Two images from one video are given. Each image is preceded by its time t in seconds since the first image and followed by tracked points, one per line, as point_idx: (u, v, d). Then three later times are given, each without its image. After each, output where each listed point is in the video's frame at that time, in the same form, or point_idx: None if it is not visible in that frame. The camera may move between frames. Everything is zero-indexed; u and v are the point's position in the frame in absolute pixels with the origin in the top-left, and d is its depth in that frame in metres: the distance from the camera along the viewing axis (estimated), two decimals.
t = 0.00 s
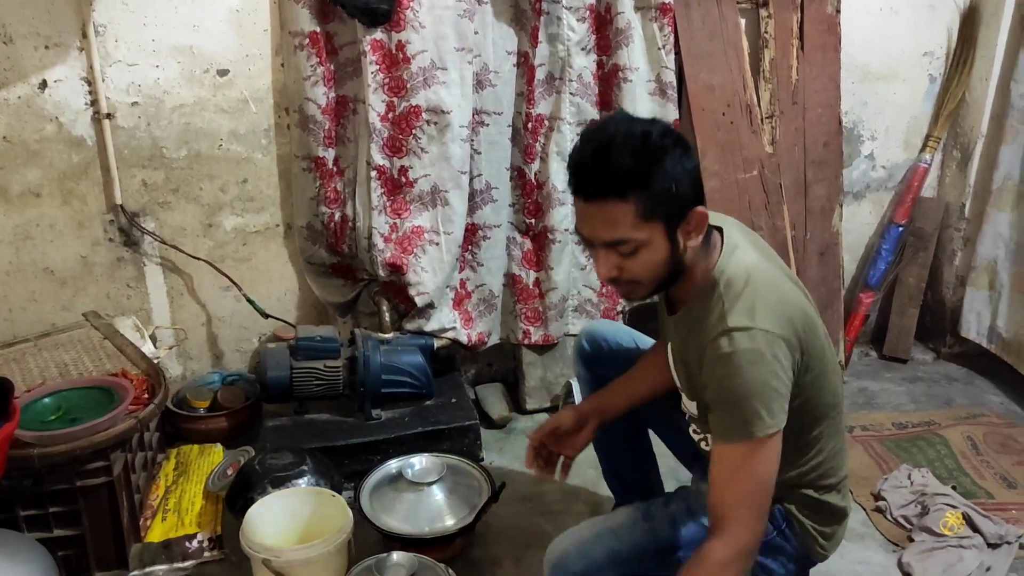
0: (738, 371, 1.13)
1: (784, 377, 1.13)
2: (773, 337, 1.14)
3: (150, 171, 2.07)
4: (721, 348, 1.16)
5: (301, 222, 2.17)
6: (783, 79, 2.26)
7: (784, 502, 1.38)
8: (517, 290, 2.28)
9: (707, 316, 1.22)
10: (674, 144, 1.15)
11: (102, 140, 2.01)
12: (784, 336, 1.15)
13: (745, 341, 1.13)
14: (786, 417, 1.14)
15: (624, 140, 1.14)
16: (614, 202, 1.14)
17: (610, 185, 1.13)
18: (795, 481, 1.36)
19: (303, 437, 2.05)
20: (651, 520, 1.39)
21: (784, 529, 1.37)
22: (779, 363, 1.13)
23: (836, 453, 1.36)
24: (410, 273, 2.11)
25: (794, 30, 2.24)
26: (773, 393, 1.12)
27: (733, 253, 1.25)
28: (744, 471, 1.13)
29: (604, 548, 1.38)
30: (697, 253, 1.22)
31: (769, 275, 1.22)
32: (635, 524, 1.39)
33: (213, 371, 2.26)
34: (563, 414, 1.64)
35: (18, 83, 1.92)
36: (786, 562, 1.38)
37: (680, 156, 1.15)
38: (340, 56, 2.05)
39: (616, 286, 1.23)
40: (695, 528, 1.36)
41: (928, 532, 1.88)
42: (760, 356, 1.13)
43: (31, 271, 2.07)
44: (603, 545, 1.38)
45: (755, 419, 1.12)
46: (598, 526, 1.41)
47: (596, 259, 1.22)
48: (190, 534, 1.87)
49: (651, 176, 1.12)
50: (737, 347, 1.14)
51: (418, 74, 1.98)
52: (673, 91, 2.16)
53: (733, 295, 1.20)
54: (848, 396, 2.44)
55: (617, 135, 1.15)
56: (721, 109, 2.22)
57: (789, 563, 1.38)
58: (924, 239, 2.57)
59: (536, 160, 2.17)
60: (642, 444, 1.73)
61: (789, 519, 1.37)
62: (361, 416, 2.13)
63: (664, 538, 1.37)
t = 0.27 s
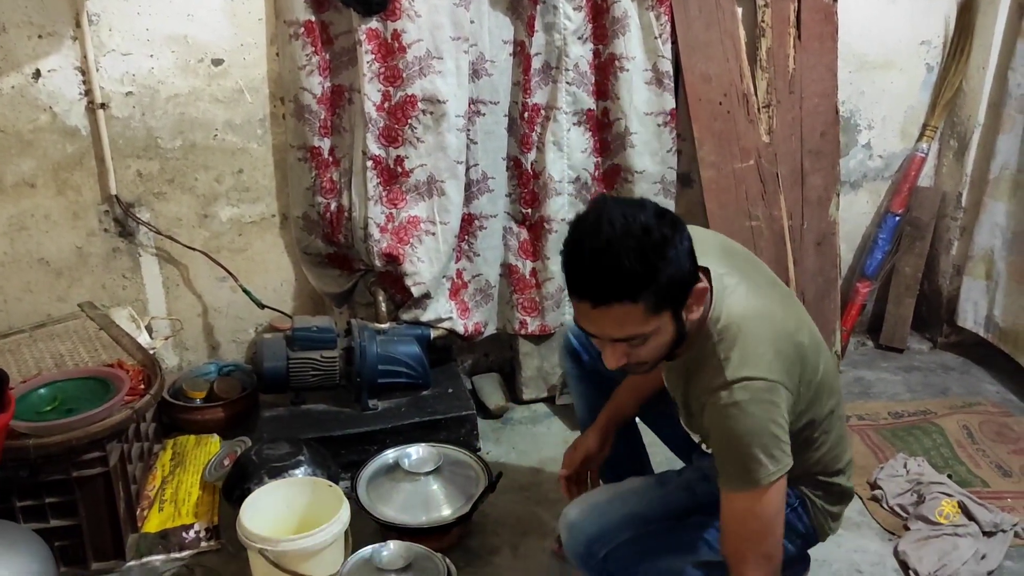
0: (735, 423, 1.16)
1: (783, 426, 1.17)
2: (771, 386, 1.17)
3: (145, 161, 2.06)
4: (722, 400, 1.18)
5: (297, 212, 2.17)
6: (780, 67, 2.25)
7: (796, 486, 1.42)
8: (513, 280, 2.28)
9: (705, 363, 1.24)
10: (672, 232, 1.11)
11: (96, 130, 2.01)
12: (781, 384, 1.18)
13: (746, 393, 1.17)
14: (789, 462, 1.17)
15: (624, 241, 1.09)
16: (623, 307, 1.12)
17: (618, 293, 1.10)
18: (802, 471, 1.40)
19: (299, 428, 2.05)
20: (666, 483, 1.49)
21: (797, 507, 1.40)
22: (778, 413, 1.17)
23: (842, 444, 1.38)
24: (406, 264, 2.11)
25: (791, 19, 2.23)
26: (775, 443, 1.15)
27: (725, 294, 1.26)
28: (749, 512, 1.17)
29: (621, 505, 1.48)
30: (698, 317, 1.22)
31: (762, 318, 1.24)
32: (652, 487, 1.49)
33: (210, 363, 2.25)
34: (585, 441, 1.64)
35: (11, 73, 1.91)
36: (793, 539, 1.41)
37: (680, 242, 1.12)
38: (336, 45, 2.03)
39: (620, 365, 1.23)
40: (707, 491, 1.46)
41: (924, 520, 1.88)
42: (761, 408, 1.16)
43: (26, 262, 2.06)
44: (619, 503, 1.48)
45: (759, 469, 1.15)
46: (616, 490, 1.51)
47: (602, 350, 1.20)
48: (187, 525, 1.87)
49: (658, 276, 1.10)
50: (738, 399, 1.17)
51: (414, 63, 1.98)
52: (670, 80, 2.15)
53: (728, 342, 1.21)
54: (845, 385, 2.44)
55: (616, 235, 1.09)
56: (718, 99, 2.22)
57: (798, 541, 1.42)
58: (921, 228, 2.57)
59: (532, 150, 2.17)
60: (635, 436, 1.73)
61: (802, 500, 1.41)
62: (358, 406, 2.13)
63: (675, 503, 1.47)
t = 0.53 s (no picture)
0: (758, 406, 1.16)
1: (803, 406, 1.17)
2: (786, 368, 1.18)
3: (141, 148, 2.06)
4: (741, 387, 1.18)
5: (294, 200, 2.16)
6: (778, 54, 2.25)
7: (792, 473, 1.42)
8: (511, 268, 2.28)
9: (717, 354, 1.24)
10: (687, 223, 1.12)
11: (92, 117, 2.00)
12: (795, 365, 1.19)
13: (764, 377, 1.17)
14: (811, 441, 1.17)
15: (642, 235, 1.09)
16: (643, 302, 1.11)
17: (638, 287, 1.10)
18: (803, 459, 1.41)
19: (297, 415, 2.04)
20: (667, 472, 1.46)
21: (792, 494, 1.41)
22: (796, 394, 1.17)
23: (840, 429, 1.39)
24: (404, 251, 2.11)
25: (790, 4, 2.22)
26: (797, 424, 1.15)
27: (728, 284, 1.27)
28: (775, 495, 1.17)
29: (624, 496, 1.45)
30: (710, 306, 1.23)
31: (767, 304, 1.25)
32: (652, 474, 1.47)
33: (207, 350, 2.25)
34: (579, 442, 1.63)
35: (6, 59, 1.90)
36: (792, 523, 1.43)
37: (695, 233, 1.12)
38: (332, 32, 2.02)
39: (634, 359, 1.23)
40: (708, 480, 1.44)
41: (921, 506, 1.89)
42: (779, 390, 1.16)
43: (23, 250, 2.06)
44: (621, 494, 1.45)
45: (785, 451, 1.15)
46: (616, 479, 1.48)
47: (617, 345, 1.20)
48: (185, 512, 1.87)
49: (677, 269, 1.10)
50: (756, 383, 1.17)
51: (411, 50, 1.97)
52: (668, 67, 2.14)
53: (739, 330, 1.22)
54: (842, 372, 2.44)
55: (633, 231, 1.09)
56: (716, 86, 2.21)
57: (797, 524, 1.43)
58: (919, 215, 2.57)
59: (529, 137, 2.16)
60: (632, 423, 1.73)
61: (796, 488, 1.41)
62: (355, 394, 2.13)
63: (680, 489, 1.44)
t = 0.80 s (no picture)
0: (788, 383, 1.18)
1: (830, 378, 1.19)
2: (810, 343, 1.19)
3: (137, 136, 2.05)
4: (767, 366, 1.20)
5: (291, 188, 2.15)
6: (776, 41, 2.24)
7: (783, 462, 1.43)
8: (508, 256, 2.27)
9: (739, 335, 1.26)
10: (701, 204, 1.12)
11: (87, 104, 1.99)
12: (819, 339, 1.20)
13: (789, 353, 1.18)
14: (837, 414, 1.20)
15: (654, 217, 1.09)
16: (657, 283, 1.12)
17: (652, 269, 1.10)
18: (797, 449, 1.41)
19: (294, 404, 2.04)
20: (655, 464, 1.44)
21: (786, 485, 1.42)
22: (823, 367, 1.19)
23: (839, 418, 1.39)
24: (401, 239, 2.10)
25: None
26: (825, 396, 1.18)
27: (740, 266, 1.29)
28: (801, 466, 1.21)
29: (611, 489, 1.43)
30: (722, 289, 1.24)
31: (782, 282, 1.27)
32: (639, 465, 1.45)
33: (204, 339, 2.25)
34: (568, 428, 1.63)
35: None
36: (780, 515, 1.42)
37: (708, 213, 1.13)
38: (328, 19, 2.01)
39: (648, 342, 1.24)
40: (695, 472, 1.42)
41: (918, 493, 1.89)
42: (806, 364, 1.18)
43: (18, 238, 2.05)
44: (608, 488, 1.43)
45: (815, 426, 1.17)
46: (602, 472, 1.46)
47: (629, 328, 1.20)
48: (183, 500, 1.87)
49: (691, 250, 1.10)
50: (783, 360, 1.19)
51: (408, 37, 1.96)
52: (665, 54, 2.13)
53: (760, 309, 1.23)
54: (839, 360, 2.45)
55: (647, 213, 1.09)
56: (714, 73, 2.20)
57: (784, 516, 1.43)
58: (917, 203, 2.57)
59: (527, 125, 2.16)
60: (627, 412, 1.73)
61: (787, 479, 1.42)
62: (353, 382, 2.12)
63: (666, 481, 1.43)
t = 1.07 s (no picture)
0: (789, 354, 1.18)
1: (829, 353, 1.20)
2: (812, 317, 1.19)
3: (132, 127, 2.04)
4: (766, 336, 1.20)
5: (287, 179, 2.15)
6: (774, 32, 2.24)
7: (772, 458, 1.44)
8: (505, 247, 2.28)
9: (737, 307, 1.25)
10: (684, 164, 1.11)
11: (82, 95, 1.98)
12: (821, 315, 1.21)
13: (792, 326, 1.18)
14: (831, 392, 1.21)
15: (630, 162, 1.10)
16: (619, 229, 1.13)
17: (616, 211, 1.11)
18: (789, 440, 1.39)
19: (291, 395, 2.04)
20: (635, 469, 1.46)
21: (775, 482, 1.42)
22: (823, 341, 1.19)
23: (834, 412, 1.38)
24: (398, 231, 2.10)
25: None
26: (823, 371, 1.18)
27: (744, 238, 1.28)
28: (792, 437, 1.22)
29: (592, 495, 1.43)
30: (707, 258, 1.22)
31: (784, 256, 1.26)
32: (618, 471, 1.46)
33: (200, 331, 2.24)
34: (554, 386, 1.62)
35: None
36: (771, 514, 1.40)
37: (691, 173, 1.11)
38: (324, 9, 2.00)
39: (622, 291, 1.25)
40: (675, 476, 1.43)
41: (914, 484, 1.90)
42: (808, 337, 1.18)
43: (13, 230, 2.04)
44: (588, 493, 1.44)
45: (811, 400, 1.18)
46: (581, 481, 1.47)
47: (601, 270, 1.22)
48: (179, 492, 1.87)
49: (661, 204, 1.10)
50: (785, 331, 1.18)
51: (404, 28, 1.95)
52: (662, 45, 2.13)
53: (763, 281, 1.23)
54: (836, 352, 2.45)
55: (623, 156, 1.10)
56: (711, 64, 2.20)
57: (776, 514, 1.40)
58: (914, 195, 2.56)
59: (523, 116, 2.15)
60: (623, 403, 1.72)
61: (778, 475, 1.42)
62: (350, 374, 2.12)
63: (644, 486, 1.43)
